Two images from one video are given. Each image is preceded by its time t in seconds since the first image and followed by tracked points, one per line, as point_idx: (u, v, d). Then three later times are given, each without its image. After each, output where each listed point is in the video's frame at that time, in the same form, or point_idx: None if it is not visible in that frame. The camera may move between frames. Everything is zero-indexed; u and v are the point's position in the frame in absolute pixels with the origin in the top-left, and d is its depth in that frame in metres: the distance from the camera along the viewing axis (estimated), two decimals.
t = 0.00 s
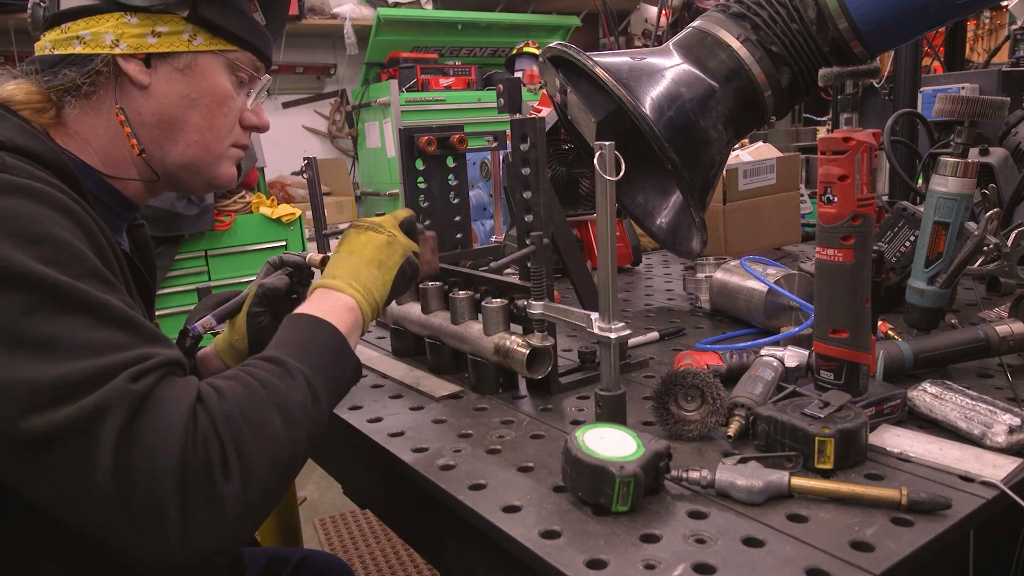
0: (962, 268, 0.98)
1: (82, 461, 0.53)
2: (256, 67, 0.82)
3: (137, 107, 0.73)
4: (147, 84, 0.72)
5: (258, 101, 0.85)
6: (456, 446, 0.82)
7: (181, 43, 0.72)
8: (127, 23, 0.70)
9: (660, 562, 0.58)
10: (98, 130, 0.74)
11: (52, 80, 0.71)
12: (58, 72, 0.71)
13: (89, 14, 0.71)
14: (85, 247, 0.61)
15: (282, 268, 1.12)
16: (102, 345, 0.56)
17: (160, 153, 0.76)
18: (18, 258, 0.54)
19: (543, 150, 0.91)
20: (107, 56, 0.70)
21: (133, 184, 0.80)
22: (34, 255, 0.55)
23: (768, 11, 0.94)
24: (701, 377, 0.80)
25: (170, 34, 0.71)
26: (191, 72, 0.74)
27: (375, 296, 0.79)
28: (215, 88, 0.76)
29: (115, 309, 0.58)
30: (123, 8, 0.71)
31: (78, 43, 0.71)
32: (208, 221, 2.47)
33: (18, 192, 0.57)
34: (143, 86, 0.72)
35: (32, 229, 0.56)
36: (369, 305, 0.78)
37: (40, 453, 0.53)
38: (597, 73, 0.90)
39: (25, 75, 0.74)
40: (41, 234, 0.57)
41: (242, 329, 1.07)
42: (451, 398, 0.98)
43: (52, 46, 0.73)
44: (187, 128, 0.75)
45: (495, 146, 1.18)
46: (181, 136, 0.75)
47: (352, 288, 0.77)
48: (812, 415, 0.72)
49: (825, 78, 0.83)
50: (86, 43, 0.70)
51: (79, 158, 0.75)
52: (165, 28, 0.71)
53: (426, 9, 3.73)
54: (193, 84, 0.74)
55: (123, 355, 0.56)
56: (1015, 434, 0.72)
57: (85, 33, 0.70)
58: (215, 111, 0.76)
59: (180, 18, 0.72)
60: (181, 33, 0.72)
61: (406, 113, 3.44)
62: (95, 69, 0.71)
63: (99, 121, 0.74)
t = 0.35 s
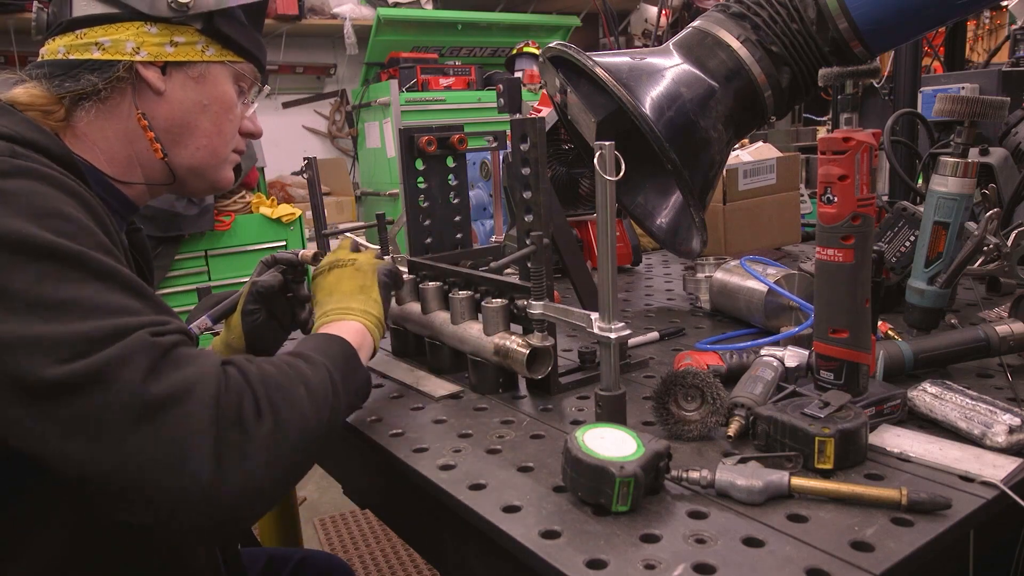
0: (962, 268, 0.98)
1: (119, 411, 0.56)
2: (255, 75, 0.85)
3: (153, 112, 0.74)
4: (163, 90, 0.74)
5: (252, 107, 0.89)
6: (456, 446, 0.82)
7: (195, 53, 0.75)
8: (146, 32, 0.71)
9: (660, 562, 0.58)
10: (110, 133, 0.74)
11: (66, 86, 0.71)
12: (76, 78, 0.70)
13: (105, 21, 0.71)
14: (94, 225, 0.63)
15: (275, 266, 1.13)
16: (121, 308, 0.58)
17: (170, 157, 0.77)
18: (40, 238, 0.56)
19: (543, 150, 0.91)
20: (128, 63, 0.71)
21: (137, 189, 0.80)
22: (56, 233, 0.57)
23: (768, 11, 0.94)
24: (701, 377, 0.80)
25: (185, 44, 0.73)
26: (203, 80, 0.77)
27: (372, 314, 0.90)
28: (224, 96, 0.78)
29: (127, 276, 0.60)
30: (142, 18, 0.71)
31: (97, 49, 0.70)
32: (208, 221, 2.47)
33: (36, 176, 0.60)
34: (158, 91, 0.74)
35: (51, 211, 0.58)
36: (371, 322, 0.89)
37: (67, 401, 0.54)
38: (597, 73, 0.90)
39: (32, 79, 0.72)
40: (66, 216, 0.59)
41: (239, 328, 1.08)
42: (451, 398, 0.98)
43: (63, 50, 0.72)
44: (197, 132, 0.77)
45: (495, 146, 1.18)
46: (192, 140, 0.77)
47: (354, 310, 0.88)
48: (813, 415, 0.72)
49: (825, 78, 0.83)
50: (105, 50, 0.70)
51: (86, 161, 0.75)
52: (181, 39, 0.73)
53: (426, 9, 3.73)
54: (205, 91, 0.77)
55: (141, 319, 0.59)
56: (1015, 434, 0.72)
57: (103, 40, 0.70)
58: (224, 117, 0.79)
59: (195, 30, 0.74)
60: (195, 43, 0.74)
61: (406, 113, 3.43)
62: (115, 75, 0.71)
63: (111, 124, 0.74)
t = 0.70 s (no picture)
0: (962, 268, 0.98)
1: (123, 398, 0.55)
2: (242, 75, 0.84)
3: (135, 110, 0.74)
4: (145, 88, 0.74)
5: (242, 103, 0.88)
6: (456, 446, 0.82)
7: (178, 52, 0.74)
8: (128, 31, 0.71)
9: (660, 562, 0.58)
10: (93, 130, 0.74)
11: (47, 83, 0.71)
12: (57, 75, 0.70)
13: (88, 19, 0.71)
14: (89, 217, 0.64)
15: (275, 266, 1.12)
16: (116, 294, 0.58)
17: (153, 156, 0.77)
18: (23, 220, 0.56)
19: (543, 150, 0.91)
20: (109, 62, 0.71)
21: (122, 186, 0.80)
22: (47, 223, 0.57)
23: (768, 11, 0.94)
24: (701, 377, 0.80)
25: (168, 43, 0.73)
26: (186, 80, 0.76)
27: (367, 267, 0.85)
28: (207, 96, 0.78)
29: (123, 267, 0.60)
30: (124, 16, 0.71)
31: (78, 47, 0.70)
32: (208, 222, 2.47)
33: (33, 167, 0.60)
34: (140, 90, 0.74)
35: (41, 198, 0.58)
36: (365, 280, 0.83)
37: (66, 395, 0.54)
38: (596, 73, 0.90)
39: (15, 75, 0.72)
40: (58, 207, 0.59)
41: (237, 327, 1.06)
42: (451, 398, 0.98)
43: (46, 47, 0.72)
44: (180, 132, 0.77)
45: (495, 146, 1.18)
46: (174, 141, 0.77)
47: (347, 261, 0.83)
48: (813, 415, 0.72)
49: (825, 78, 0.83)
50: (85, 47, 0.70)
51: (71, 154, 0.75)
52: (165, 37, 0.73)
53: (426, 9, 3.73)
54: (188, 90, 0.76)
55: (144, 306, 0.59)
56: (1015, 434, 0.72)
57: (84, 37, 0.70)
58: (207, 118, 0.79)
59: (179, 28, 0.74)
60: (179, 42, 0.74)
61: (406, 113, 3.44)
62: (96, 73, 0.71)
63: (93, 122, 0.74)
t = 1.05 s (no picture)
0: (962, 268, 0.98)
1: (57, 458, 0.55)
2: (246, 70, 0.83)
3: (132, 107, 0.74)
4: (140, 84, 0.73)
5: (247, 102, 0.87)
6: (456, 446, 0.82)
7: (174, 46, 0.73)
8: (120, 26, 0.70)
9: (660, 562, 0.58)
10: (90, 129, 0.75)
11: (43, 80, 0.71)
12: (51, 72, 0.71)
13: (84, 16, 0.70)
14: (93, 254, 0.63)
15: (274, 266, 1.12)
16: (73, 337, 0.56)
17: (154, 152, 0.76)
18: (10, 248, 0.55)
19: (543, 150, 0.91)
20: (102, 57, 0.70)
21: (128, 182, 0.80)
22: (38, 253, 0.56)
23: (768, 11, 0.94)
24: (701, 377, 0.80)
25: (163, 37, 0.72)
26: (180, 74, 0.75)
27: (372, 271, 0.81)
28: (205, 91, 0.76)
29: (101, 308, 0.58)
30: (116, 11, 0.70)
31: (73, 45, 0.70)
32: (208, 221, 2.47)
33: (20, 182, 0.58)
34: (135, 86, 0.73)
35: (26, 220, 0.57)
36: (367, 287, 0.80)
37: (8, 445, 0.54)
38: (597, 73, 0.90)
39: (22, 76, 0.73)
40: (42, 229, 0.57)
41: (239, 329, 1.06)
42: (450, 398, 0.98)
43: (46, 47, 0.72)
44: (179, 128, 0.76)
45: (495, 146, 1.18)
46: (173, 136, 0.76)
47: (347, 271, 0.79)
48: (813, 415, 0.72)
49: (825, 78, 0.83)
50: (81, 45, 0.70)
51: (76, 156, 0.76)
52: (158, 31, 0.71)
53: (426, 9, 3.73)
54: (185, 85, 0.75)
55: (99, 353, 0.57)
56: (1015, 434, 0.72)
57: (79, 35, 0.70)
58: (206, 113, 0.77)
59: (173, 22, 0.72)
60: (174, 36, 0.72)
61: (406, 113, 3.43)
62: (89, 70, 0.71)
63: (94, 120, 0.74)
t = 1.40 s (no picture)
0: (962, 268, 0.98)
1: None
2: (249, 51, 0.79)
3: (123, 107, 0.72)
4: (129, 81, 0.71)
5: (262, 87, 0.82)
6: (455, 447, 0.82)
7: (159, 33, 0.71)
8: (100, 17, 0.70)
9: (660, 562, 0.58)
10: (85, 137, 0.74)
11: (37, 83, 0.72)
12: (37, 75, 0.72)
13: (67, 11, 0.71)
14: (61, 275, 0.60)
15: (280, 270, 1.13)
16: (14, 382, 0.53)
17: (157, 152, 0.75)
18: None
19: (543, 150, 0.91)
20: (84, 54, 0.70)
21: (132, 188, 0.79)
22: None
23: (768, 11, 0.94)
24: (701, 377, 0.80)
25: (147, 24, 0.71)
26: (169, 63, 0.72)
27: (362, 411, 0.65)
28: (202, 79, 0.74)
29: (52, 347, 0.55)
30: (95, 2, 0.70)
31: (57, 43, 0.71)
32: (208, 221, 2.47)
33: None
34: (125, 84, 0.72)
35: None
36: (349, 418, 0.64)
37: None
38: (597, 73, 0.90)
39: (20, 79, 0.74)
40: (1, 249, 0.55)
41: (245, 333, 1.07)
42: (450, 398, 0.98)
43: (38, 46, 0.73)
44: (178, 124, 0.74)
45: (495, 146, 1.18)
46: (173, 133, 0.75)
47: (332, 391, 0.64)
48: (813, 415, 0.72)
49: (825, 78, 0.83)
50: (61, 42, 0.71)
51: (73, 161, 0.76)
52: (140, 19, 0.70)
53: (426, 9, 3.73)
54: (177, 76, 0.73)
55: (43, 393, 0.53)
56: (1015, 434, 0.72)
57: (61, 31, 0.71)
58: (205, 103, 0.75)
59: (156, 7, 0.70)
60: (158, 22, 0.71)
61: (406, 113, 3.43)
62: (72, 69, 0.71)
63: (87, 123, 0.74)
